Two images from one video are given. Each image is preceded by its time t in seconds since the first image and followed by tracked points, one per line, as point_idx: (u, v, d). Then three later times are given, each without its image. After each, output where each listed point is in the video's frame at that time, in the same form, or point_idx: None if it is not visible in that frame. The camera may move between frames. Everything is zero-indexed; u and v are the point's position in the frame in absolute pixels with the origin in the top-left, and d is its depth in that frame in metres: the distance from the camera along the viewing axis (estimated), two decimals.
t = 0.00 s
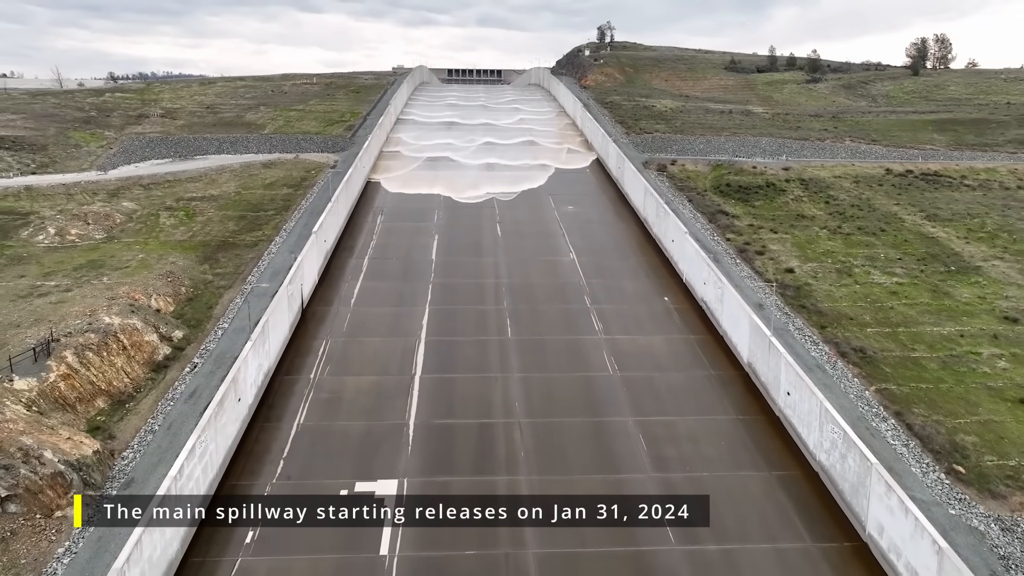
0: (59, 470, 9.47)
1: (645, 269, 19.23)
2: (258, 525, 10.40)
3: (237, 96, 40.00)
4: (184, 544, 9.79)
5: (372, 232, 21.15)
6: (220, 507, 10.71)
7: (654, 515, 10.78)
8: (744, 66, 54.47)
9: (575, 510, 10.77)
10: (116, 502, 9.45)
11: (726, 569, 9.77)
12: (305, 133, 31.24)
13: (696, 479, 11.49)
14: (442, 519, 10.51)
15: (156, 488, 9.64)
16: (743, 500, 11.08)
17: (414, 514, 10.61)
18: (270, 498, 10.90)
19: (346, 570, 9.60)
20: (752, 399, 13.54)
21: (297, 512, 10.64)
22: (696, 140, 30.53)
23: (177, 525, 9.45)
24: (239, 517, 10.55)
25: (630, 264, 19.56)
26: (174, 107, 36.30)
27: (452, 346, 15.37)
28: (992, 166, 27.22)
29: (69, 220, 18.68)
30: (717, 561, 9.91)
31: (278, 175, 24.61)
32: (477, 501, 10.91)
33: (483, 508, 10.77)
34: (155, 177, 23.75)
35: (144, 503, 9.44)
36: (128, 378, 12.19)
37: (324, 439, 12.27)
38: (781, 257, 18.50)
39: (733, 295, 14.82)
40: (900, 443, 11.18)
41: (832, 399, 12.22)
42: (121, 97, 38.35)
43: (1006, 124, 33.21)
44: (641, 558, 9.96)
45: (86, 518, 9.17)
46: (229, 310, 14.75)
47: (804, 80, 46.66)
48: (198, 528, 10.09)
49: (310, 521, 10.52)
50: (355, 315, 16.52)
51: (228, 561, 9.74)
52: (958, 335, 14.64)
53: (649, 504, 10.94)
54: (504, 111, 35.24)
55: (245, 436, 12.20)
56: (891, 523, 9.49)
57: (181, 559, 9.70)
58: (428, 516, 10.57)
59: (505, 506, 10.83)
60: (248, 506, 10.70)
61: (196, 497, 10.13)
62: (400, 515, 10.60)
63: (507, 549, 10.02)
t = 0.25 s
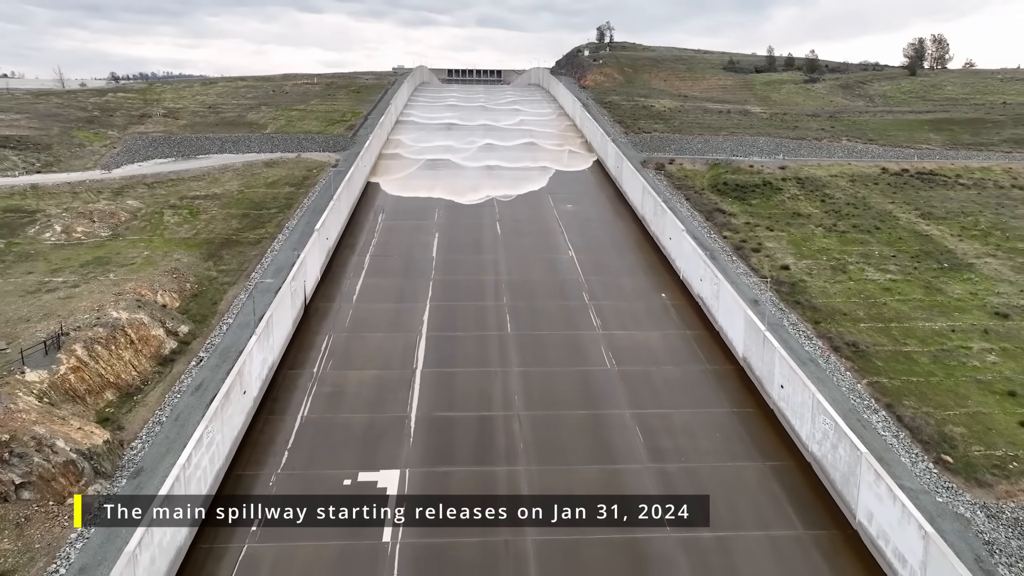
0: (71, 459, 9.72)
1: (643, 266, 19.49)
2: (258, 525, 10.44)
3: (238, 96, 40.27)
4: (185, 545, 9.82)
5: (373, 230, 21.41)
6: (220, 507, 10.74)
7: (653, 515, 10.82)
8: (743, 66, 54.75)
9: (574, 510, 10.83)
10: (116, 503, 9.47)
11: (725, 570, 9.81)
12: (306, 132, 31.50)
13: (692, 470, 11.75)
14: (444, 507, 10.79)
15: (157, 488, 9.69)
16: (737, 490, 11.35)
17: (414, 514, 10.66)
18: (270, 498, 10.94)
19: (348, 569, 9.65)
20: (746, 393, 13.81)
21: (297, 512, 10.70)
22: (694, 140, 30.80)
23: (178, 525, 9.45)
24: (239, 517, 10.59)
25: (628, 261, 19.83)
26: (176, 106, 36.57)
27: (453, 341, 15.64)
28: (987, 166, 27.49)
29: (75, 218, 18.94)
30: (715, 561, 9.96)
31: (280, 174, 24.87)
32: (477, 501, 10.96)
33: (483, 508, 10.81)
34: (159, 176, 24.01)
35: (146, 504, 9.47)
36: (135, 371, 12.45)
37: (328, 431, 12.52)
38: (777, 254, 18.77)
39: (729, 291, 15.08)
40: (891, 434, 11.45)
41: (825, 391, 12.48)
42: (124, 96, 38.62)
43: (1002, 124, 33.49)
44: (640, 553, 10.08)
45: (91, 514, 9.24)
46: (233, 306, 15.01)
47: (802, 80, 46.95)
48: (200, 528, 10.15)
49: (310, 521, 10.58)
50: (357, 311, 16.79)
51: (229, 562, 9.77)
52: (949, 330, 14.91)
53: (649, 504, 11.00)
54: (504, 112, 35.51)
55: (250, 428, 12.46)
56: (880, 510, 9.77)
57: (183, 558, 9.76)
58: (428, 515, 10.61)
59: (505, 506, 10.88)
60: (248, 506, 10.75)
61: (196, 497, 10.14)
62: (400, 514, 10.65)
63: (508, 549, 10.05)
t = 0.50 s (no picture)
0: (82, 449, 9.95)
1: (641, 263, 19.74)
2: (257, 525, 10.48)
3: (240, 95, 40.52)
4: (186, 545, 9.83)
5: (374, 228, 21.65)
6: (220, 507, 10.77)
7: (654, 515, 10.85)
8: (742, 66, 54.99)
9: (575, 510, 10.84)
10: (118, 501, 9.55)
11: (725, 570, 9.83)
12: (307, 132, 31.73)
13: (688, 463, 11.98)
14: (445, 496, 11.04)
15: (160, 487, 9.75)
16: (732, 482, 11.58)
17: (414, 514, 10.68)
18: (270, 499, 10.98)
19: (349, 567, 9.71)
20: (742, 387, 14.04)
21: (297, 512, 10.74)
22: (692, 139, 31.02)
23: (178, 526, 9.45)
24: (239, 517, 10.62)
25: (627, 259, 20.06)
26: (178, 106, 36.82)
27: (454, 337, 15.88)
28: (983, 165, 27.73)
29: (80, 216, 19.18)
30: (714, 562, 9.97)
31: (282, 173, 25.11)
32: (477, 501, 10.98)
33: (483, 509, 10.83)
34: (162, 175, 24.25)
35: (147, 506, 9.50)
36: (142, 365, 12.69)
37: (331, 424, 12.77)
38: (773, 252, 19.01)
39: (725, 288, 15.32)
40: (883, 426, 11.68)
41: (818, 385, 12.72)
42: (126, 96, 38.88)
43: (998, 123, 33.73)
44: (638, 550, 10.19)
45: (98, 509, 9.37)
46: (237, 302, 15.26)
47: (801, 80, 47.20)
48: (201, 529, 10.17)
49: (310, 521, 10.62)
50: (358, 307, 17.03)
51: (229, 563, 9.79)
52: (942, 326, 15.16)
53: (649, 504, 11.02)
54: (504, 112, 35.76)
55: (254, 421, 12.70)
56: (871, 499, 10.01)
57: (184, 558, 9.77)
58: (428, 516, 10.65)
59: (505, 506, 10.90)
60: (248, 506, 10.78)
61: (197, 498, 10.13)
62: (400, 515, 10.68)
63: (508, 549, 10.08)
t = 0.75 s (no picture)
0: (92, 438, 10.22)
1: (639, 260, 20.01)
2: (257, 525, 10.50)
3: (241, 95, 40.80)
4: (187, 546, 9.86)
5: (376, 226, 21.91)
6: (219, 507, 10.79)
7: (654, 515, 10.91)
8: (740, 66, 55.27)
9: (575, 510, 10.90)
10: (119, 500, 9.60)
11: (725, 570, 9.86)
12: (309, 131, 32.01)
13: (684, 454, 12.24)
14: (446, 485, 11.33)
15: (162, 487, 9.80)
16: (727, 472, 11.84)
17: (414, 514, 10.71)
18: (271, 499, 11.01)
19: (349, 568, 9.74)
20: (737, 380, 14.32)
21: (297, 512, 10.78)
22: (691, 139, 31.30)
23: (178, 526, 9.45)
24: (239, 517, 10.65)
25: (625, 257, 20.33)
26: (181, 106, 37.11)
27: (454, 332, 16.17)
28: (978, 164, 28.00)
29: (86, 214, 19.45)
30: (714, 561, 10.00)
31: (284, 171, 25.39)
32: (477, 501, 11.02)
33: (483, 508, 10.88)
34: (166, 174, 24.53)
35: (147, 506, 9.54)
36: (149, 358, 12.97)
37: (334, 416, 13.05)
38: (769, 249, 19.27)
39: (721, 284, 15.60)
40: (874, 418, 11.96)
41: (811, 378, 13.00)
42: (129, 96, 39.17)
43: (994, 123, 34.01)
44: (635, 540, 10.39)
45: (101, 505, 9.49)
46: (241, 298, 15.53)
47: (799, 80, 47.48)
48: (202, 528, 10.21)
49: (309, 521, 10.65)
50: (360, 303, 17.30)
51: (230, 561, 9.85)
52: (934, 321, 15.43)
53: (649, 504, 11.07)
54: (504, 112, 36.04)
55: (259, 413, 12.97)
56: (860, 487, 10.29)
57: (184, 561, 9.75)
58: (428, 515, 10.67)
59: (505, 506, 10.95)
60: (248, 506, 10.82)
61: (201, 497, 10.19)
62: (400, 515, 10.71)
63: (508, 548, 10.14)
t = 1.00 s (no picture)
0: (102, 429, 10.46)
1: (637, 258, 20.25)
2: (257, 525, 10.54)
3: (243, 95, 41.04)
4: (188, 547, 9.87)
5: (377, 224, 22.15)
6: (219, 508, 10.82)
7: (654, 515, 10.93)
8: (739, 66, 55.48)
9: (575, 510, 10.93)
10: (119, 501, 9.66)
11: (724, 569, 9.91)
12: (310, 131, 32.26)
13: (680, 446, 12.48)
14: (447, 475, 11.59)
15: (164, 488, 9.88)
16: (722, 464, 12.08)
17: (414, 514, 10.75)
18: (270, 499, 11.05)
19: (350, 568, 9.78)
20: (732, 375, 14.57)
21: (297, 512, 10.82)
22: (689, 138, 31.54)
23: (178, 526, 9.43)
24: (239, 517, 10.68)
25: (624, 254, 20.57)
26: (182, 105, 37.36)
27: (454, 328, 16.41)
28: (973, 163, 28.23)
29: (90, 212, 19.69)
30: (714, 561, 10.03)
31: (286, 170, 25.63)
32: (477, 501, 11.06)
33: (483, 509, 10.92)
34: (169, 173, 24.77)
35: (148, 507, 9.64)
36: (155, 352, 13.22)
37: (336, 409, 13.29)
38: (765, 246, 19.51)
39: (717, 280, 15.84)
40: (866, 411, 12.21)
41: (805, 372, 13.24)
42: (131, 96, 39.42)
43: (990, 122, 34.24)
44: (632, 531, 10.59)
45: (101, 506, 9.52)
46: (245, 294, 15.77)
47: (797, 79, 47.73)
48: (203, 528, 10.23)
49: (309, 521, 10.70)
50: (362, 300, 17.55)
51: (234, 555, 10.00)
52: (926, 317, 15.68)
53: (649, 504, 11.10)
54: (503, 112, 36.28)
55: (263, 406, 13.22)
56: (851, 477, 10.54)
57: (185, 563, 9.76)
58: (428, 516, 10.71)
59: (505, 506, 10.99)
60: (248, 506, 10.86)
61: (201, 500, 10.19)
62: (400, 515, 10.74)
63: (508, 548, 10.16)
